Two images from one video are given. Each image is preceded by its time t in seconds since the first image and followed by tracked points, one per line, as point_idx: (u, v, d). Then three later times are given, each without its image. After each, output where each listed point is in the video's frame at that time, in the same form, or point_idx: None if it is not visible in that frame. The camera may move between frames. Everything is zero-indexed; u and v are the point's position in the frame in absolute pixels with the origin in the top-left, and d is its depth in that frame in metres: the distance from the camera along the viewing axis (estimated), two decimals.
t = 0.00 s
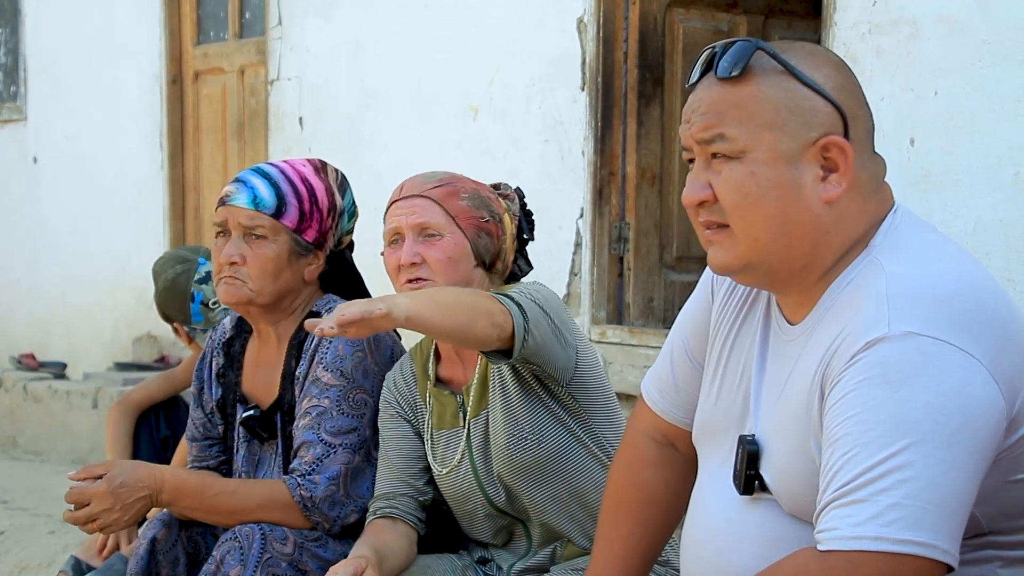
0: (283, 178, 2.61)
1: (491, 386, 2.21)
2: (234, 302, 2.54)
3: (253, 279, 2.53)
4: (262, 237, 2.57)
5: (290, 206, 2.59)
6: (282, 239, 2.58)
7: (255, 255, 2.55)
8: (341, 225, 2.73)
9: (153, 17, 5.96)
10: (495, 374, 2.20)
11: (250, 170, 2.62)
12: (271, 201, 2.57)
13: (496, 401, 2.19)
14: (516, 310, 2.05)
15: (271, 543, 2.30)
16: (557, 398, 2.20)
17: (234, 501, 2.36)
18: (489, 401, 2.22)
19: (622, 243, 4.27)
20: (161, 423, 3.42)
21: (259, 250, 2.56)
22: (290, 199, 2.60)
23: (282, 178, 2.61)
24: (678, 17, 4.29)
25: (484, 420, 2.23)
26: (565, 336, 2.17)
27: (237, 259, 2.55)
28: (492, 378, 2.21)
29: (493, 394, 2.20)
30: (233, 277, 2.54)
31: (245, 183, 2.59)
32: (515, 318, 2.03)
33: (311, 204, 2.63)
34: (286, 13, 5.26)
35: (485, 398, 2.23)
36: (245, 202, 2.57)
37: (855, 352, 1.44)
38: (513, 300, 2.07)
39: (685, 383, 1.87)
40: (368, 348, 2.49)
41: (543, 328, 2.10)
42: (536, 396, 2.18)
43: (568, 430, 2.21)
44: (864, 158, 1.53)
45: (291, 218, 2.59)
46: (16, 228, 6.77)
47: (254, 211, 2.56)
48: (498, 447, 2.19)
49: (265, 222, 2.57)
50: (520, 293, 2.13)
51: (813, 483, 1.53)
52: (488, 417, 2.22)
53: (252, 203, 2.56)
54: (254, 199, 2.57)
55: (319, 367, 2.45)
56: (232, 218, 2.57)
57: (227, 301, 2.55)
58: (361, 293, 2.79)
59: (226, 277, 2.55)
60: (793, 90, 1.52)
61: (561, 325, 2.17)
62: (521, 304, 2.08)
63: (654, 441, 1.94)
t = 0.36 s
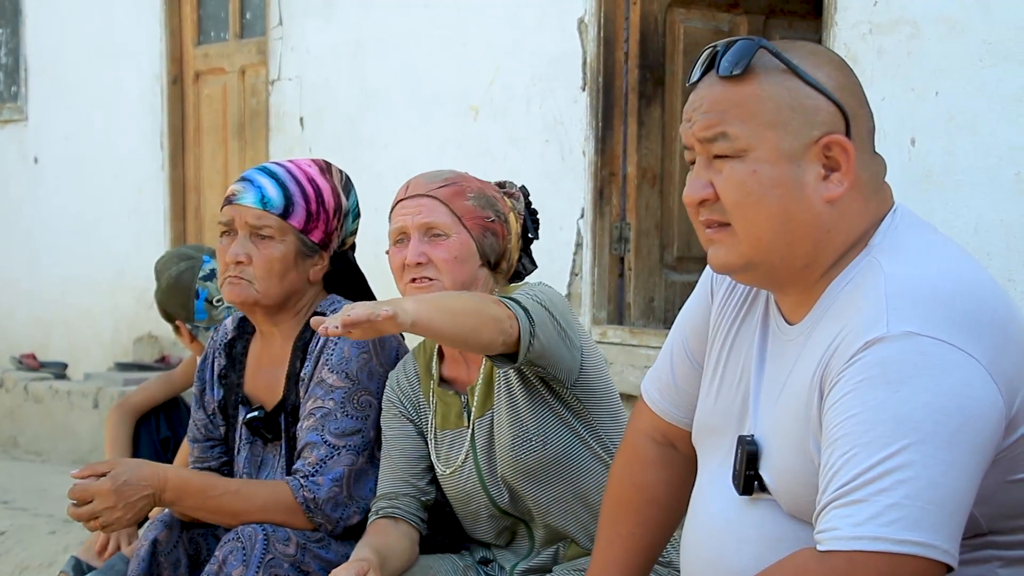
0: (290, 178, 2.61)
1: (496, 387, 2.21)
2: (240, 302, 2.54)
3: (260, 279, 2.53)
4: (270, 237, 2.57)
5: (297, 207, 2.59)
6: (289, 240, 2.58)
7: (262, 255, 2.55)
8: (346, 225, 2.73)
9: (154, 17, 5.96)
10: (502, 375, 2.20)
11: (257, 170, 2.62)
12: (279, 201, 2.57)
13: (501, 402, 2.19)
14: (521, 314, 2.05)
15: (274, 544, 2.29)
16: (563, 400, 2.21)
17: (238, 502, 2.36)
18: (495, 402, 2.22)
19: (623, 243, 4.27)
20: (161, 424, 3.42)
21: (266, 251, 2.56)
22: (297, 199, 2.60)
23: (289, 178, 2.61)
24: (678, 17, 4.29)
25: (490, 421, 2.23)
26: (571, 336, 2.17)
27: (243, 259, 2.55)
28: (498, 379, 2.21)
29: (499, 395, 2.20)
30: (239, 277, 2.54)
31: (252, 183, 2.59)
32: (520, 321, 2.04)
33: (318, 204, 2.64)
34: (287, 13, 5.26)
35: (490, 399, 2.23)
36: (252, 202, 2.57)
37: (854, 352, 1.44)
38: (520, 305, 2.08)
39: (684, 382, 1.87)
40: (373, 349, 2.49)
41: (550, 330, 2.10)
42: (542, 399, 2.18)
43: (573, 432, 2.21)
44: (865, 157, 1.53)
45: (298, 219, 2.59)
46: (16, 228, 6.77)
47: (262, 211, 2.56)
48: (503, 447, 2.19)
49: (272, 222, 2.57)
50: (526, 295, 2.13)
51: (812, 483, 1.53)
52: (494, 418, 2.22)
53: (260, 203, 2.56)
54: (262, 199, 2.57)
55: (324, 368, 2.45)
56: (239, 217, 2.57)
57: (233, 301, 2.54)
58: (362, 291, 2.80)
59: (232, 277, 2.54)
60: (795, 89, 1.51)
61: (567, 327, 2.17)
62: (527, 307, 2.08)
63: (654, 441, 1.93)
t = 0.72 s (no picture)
0: (291, 178, 2.61)
1: (499, 388, 2.21)
2: (242, 304, 2.54)
3: (262, 281, 2.53)
4: (271, 238, 2.57)
5: (299, 207, 2.59)
6: (291, 240, 2.58)
7: (263, 256, 2.55)
8: (347, 224, 2.73)
9: (156, 18, 5.97)
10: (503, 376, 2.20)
11: (258, 171, 2.62)
12: (281, 202, 2.57)
13: (503, 402, 2.19)
14: (526, 318, 2.05)
15: (275, 544, 2.29)
16: (566, 401, 2.21)
17: (240, 502, 2.36)
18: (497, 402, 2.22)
19: (624, 244, 4.26)
20: (162, 424, 3.42)
21: (268, 251, 2.56)
22: (299, 200, 2.60)
23: (290, 179, 2.61)
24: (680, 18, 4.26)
25: (491, 422, 2.23)
26: (572, 337, 2.17)
27: (246, 261, 2.54)
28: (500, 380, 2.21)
29: (501, 395, 2.20)
30: (242, 279, 2.53)
31: (254, 184, 2.59)
32: (524, 325, 2.04)
33: (320, 204, 2.63)
34: (288, 13, 5.27)
35: (492, 399, 2.23)
36: (254, 203, 2.56)
37: (854, 353, 1.44)
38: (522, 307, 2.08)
39: (687, 383, 1.87)
40: (376, 350, 2.49)
41: (552, 333, 2.10)
42: (545, 399, 2.18)
43: (576, 433, 2.22)
44: (866, 158, 1.53)
45: (300, 219, 2.59)
46: (18, 228, 6.77)
47: (264, 212, 2.56)
48: (505, 448, 2.19)
49: (274, 223, 2.57)
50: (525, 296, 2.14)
51: (814, 483, 1.53)
52: (496, 418, 2.22)
53: (261, 204, 2.56)
54: (264, 200, 2.56)
55: (326, 369, 2.45)
56: (242, 219, 2.57)
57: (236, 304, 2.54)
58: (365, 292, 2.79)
59: (235, 279, 2.54)
60: (795, 90, 1.51)
61: (569, 328, 2.17)
62: (531, 311, 2.08)
63: (656, 442, 1.93)
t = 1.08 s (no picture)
0: (279, 182, 2.60)
1: (494, 388, 2.21)
2: (234, 309, 2.54)
3: (253, 286, 2.53)
4: (261, 244, 2.56)
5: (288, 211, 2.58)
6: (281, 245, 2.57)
7: (254, 261, 2.54)
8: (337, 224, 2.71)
9: (148, 19, 5.95)
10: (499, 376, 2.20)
11: (245, 174, 2.61)
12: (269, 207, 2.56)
13: (498, 402, 2.19)
14: (531, 332, 2.07)
15: (265, 545, 2.27)
16: (560, 401, 2.21)
17: (231, 503, 2.36)
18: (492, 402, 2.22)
19: (617, 245, 4.27)
20: (151, 426, 3.42)
21: (258, 256, 2.55)
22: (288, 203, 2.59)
23: (279, 182, 2.60)
24: (673, 18, 4.32)
25: (486, 421, 2.22)
26: (569, 340, 2.18)
27: (236, 267, 2.54)
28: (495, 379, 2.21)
29: (496, 394, 2.20)
30: (233, 286, 2.53)
31: (241, 189, 2.58)
32: (530, 340, 2.06)
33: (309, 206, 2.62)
34: (281, 14, 5.26)
35: (485, 398, 2.23)
36: (243, 209, 2.56)
37: (846, 355, 1.44)
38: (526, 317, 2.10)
39: (679, 384, 1.87)
40: (366, 351, 2.48)
41: (554, 341, 2.12)
42: (540, 400, 2.18)
43: (570, 433, 2.22)
44: (853, 160, 1.52)
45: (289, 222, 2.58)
46: (10, 230, 6.75)
47: (253, 217, 2.56)
48: (499, 447, 2.18)
49: (263, 229, 2.56)
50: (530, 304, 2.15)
51: (806, 485, 1.53)
52: (490, 418, 2.22)
53: (250, 209, 2.56)
54: (252, 206, 2.56)
55: (317, 371, 2.44)
56: (231, 225, 2.57)
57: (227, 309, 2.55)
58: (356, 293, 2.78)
59: (226, 285, 2.54)
60: (778, 94, 1.51)
61: (567, 332, 2.18)
62: (535, 323, 2.10)
63: (648, 443, 1.93)
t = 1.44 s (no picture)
0: (273, 183, 2.60)
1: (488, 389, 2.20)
2: (231, 311, 2.54)
3: (249, 287, 2.53)
4: (257, 245, 2.57)
5: (283, 212, 2.58)
6: (276, 246, 2.57)
7: (249, 262, 2.55)
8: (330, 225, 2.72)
9: (143, 20, 5.95)
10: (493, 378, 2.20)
11: (239, 176, 2.61)
12: (265, 208, 2.56)
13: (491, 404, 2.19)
14: (511, 360, 2.03)
15: (261, 546, 2.28)
16: (553, 404, 2.21)
17: (227, 503, 2.35)
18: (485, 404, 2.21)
19: (613, 245, 4.26)
20: (146, 426, 3.42)
21: (254, 257, 2.55)
22: (282, 204, 2.59)
23: (273, 183, 2.60)
24: (667, 18, 4.29)
25: (478, 424, 2.21)
26: (556, 347, 2.16)
27: (232, 268, 2.54)
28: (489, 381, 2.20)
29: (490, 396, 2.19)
30: (229, 287, 2.52)
31: (236, 190, 2.58)
32: (508, 369, 2.03)
33: (303, 208, 2.63)
34: (276, 15, 5.25)
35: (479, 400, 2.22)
36: (238, 210, 2.56)
37: (841, 356, 1.44)
38: (507, 342, 2.06)
39: (675, 385, 1.87)
40: (362, 353, 2.47)
41: (537, 359, 2.10)
42: (532, 403, 2.18)
43: (564, 437, 2.22)
44: (802, 178, 1.51)
45: (285, 223, 2.58)
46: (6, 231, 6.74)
47: (248, 219, 2.56)
48: (493, 450, 2.18)
49: (259, 229, 2.56)
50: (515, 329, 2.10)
51: (802, 486, 1.53)
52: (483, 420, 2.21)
53: (245, 211, 2.56)
54: (248, 207, 2.56)
55: (313, 373, 2.44)
56: (226, 227, 2.57)
57: (225, 311, 2.53)
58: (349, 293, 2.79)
59: (221, 286, 2.53)
60: (711, 120, 1.56)
61: (551, 340, 2.15)
62: (517, 348, 2.06)
63: (644, 443, 1.93)
